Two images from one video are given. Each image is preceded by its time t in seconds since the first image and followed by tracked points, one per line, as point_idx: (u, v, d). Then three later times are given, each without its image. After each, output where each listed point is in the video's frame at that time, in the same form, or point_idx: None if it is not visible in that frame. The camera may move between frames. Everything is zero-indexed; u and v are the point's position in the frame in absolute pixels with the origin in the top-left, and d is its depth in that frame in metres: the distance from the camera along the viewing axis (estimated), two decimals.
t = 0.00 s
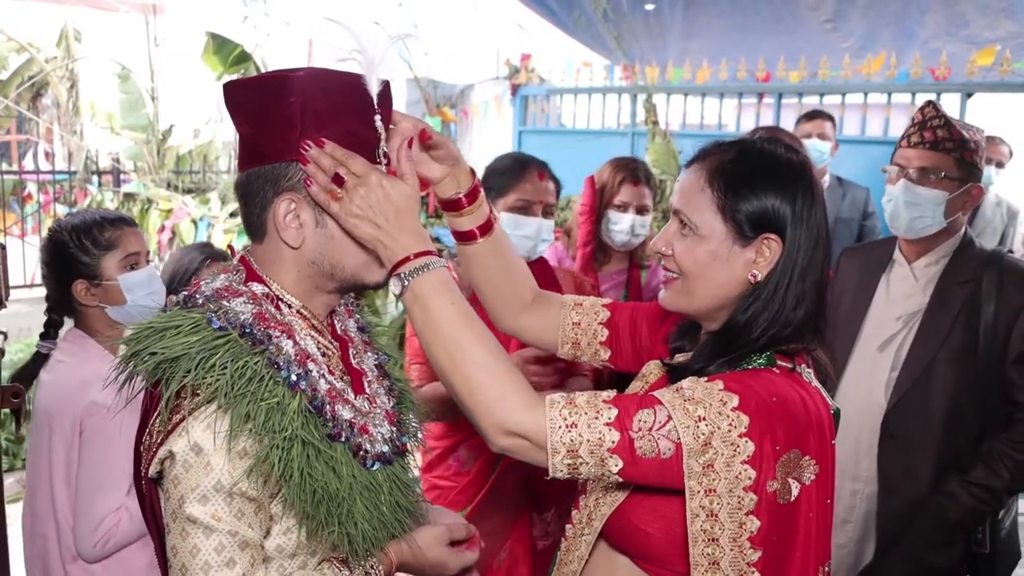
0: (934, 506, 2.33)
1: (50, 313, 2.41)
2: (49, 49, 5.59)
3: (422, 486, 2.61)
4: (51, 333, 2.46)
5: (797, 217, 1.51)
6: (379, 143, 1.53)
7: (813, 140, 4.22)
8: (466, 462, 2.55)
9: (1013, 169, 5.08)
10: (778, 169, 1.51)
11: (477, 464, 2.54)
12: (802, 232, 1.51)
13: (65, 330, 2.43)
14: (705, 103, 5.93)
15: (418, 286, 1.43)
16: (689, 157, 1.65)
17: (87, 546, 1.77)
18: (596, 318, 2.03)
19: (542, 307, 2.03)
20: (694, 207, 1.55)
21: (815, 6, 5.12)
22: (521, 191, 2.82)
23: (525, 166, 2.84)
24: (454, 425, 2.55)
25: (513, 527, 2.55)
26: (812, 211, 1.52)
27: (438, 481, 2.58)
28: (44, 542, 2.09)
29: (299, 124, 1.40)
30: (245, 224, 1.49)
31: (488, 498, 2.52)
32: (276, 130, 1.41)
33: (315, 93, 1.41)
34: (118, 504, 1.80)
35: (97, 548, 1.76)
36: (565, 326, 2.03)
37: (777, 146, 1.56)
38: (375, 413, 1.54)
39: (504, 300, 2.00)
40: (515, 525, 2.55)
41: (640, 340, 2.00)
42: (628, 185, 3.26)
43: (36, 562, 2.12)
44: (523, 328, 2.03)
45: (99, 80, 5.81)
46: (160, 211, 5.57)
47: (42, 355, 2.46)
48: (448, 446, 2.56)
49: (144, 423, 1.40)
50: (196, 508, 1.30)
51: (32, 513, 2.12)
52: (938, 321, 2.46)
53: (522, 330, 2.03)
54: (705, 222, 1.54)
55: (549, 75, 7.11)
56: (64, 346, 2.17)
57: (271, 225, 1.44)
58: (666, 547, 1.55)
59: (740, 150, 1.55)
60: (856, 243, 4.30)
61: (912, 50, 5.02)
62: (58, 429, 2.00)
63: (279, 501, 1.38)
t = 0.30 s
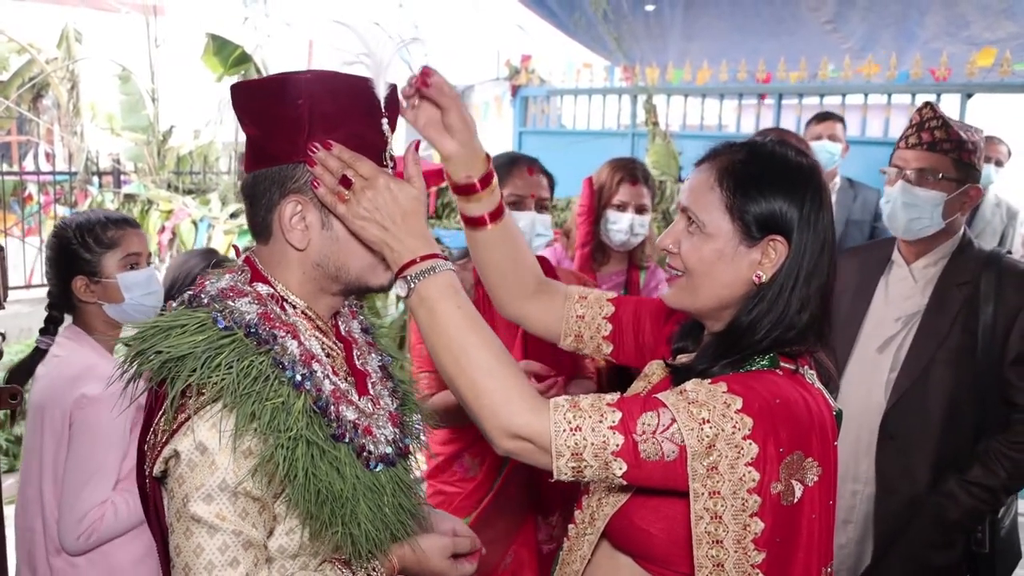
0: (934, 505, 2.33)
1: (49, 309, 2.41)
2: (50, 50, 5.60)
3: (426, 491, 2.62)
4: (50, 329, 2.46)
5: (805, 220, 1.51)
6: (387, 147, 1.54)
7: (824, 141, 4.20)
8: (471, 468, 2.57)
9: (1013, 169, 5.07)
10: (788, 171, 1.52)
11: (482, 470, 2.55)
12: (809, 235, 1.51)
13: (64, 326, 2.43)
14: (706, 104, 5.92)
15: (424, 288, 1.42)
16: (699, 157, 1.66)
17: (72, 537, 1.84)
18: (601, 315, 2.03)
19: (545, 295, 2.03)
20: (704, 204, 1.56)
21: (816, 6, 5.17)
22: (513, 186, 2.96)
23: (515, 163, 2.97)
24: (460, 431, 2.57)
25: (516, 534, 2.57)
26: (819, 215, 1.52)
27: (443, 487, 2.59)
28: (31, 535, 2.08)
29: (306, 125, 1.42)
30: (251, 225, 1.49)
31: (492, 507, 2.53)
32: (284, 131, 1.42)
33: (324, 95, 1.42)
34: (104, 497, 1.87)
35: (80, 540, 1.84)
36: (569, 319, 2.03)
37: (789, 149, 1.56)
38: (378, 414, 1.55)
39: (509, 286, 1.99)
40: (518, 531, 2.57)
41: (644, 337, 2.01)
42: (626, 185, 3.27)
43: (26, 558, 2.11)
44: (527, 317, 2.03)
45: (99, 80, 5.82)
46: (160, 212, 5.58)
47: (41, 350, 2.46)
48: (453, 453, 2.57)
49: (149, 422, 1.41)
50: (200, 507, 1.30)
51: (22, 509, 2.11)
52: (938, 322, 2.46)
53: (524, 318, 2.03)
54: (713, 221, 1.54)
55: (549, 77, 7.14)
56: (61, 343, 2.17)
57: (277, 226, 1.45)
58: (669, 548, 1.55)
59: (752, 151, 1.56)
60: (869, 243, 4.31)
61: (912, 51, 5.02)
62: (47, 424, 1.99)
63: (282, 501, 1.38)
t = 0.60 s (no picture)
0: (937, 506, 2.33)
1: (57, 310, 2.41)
2: (50, 52, 5.60)
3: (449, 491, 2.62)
4: (57, 330, 2.45)
5: (811, 223, 1.51)
6: (393, 150, 1.54)
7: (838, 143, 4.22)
8: (492, 469, 2.54)
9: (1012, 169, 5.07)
10: (794, 172, 1.52)
11: (503, 471, 2.52)
12: (814, 237, 1.51)
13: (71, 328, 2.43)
14: (705, 105, 5.91)
15: (432, 290, 1.42)
16: (707, 157, 1.66)
17: (84, 542, 1.84)
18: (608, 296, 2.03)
19: (555, 259, 2.03)
20: (709, 203, 1.56)
21: (815, 6, 5.18)
22: (545, 183, 2.89)
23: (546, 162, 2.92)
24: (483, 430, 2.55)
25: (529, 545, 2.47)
26: (826, 217, 1.52)
27: (464, 487, 2.58)
28: (43, 540, 2.09)
29: (313, 128, 1.41)
30: (256, 226, 1.49)
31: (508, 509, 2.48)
32: (290, 134, 1.42)
33: (331, 99, 1.42)
34: (115, 501, 1.87)
35: (93, 544, 1.83)
36: (574, 292, 2.03)
37: (796, 150, 1.56)
38: (382, 415, 1.55)
39: (515, 249, 1.99)
40: (536, 535, 2.49)
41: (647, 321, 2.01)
42: (622, 184, 3.23)
43: (38, 562, 2.12)
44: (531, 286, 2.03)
45: (99, 82, 5.83)
46: (160, 213, 5.57)
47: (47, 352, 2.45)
48: (476, 452, 2.56)
49: (153, 423, 1.41)
50: (205, 507, 1.30)
51: (33, 515, 2.11)
52: (940, 323, 2.47)
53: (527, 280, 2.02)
54: (718, 220, 1.55)
55: (549, 78, 7.18)
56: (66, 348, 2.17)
57: (282, 228, 1.45)
58: (675, 549, 1.55)
59: (760, 151, 1.56)
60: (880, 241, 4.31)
61: (912, 52, 5.02)
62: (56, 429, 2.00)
63: (286, 501, 1.38)
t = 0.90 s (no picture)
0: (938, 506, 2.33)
1: (67, 313, 2.40)
2: (49, 52, 5.61)
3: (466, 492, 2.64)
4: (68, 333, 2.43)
5: (811, 222, 1.51)
6: (395, 151, 1.54)
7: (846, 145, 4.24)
8: (507, 471, 2.54)
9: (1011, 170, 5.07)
10: (793, 173, 1.52)
11: (517, 474, 2.50)
12: (815, 236, 1.52)
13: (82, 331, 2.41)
14: (705, 105, 6.01)
15: (436, 292, 1.41)
16: (705, 159, 1.66)
17: (117, 547, 1.84)
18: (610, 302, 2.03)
19: (557, 264, 2.03)
20: (709, 206, 1.56)
21: (814, 9, 5.09)
22: (573, 185, 2.83)
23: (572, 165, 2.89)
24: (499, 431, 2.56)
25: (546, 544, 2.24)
26: (825, 216, 1.53)
27: (480, 489, 2.60)
28: (76, 548, 2.08)
29: (316, 129, 1.42)
30: (259, 228, 1.50)
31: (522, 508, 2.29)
32: (294, 135, 1.43)
33: (334, 100, 1.43)
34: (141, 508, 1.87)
35: (128, 549, 1.84)
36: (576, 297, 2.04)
37: (794, 150, 1.57)
38: (384, 416, 1.55)
39: (516, 254, 1.98)
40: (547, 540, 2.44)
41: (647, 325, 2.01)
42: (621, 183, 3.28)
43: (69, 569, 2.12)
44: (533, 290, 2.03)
45: (99, 83, 5.84)
46: (161, 214, 5.53)
47: (59, 355, 2.45)
48: (493, 453, 2.58)
49: (155, 423, 1.41)
50: (207, 508, 1.30)
51: (60, 526, 2.11)
52: (941, 324, 2.47)
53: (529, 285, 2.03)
54: (719, 223, 1.54)
55: (549, 78, 7.19)
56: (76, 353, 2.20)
57: (284, 229, 1.45)
58: (679, 547, 1.55)
59: (757, 152, 1.56)
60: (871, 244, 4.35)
61: (911, 53, 5.02)
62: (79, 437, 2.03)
63: (287, 502, 1.38)
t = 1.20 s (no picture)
0: (938, 507, 2.33)
1: (75, 315, 2.42)
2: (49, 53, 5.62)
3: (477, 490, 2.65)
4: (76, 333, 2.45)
5: (812, 219, 1.52)
6: (398, 154, 1.52)
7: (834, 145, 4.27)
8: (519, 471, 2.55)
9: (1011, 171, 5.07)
10: (792, 173, 1.52)
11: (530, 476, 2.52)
12: (815, 234, 1.52)
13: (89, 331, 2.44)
14: (705, 105, 5.93)
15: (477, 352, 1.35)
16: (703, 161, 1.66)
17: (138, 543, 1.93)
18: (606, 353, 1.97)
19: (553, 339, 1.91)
20: (712, 207, 1.55)
21: (815, 8, 5.18)
22: (582, 184, 2.81)
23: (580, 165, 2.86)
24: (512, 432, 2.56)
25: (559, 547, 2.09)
26: (825, 213, 1.53)
27: (490, 488, 2.61)
28: (91, 549, 2.06)
29: (318, 129, 1.42)
30: (259, 229, 1.50)
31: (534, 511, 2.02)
32: (295, 136, 1.43)
33: (336, 101, 1.43)
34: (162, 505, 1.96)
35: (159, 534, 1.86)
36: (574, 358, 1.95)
37: (792, 149, 1.57)
38: (383, 418, 1.55)
39: (521, 330, 1.84)
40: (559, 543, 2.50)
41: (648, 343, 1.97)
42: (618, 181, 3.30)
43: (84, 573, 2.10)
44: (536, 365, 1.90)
45: (100, 83, 5.85)
46: (159, 214, 5.45)
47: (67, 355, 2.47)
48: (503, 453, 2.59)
49: (154, 424, 1.41)
50: (206, 509, 1.30)
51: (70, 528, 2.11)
52: (941, 325, 2.47)
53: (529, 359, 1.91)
54: (721, 224, 1.54)
55: (549, 79, 7.21)
56: (86, 353, 2.24)
57: (285, 231, 1.45)
58: (687, 553, 1.49)
59: (755, 152, 1.56)
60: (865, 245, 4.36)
61: (911, 54, 5.02)
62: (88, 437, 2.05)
63: (287, 503, 1.38)
